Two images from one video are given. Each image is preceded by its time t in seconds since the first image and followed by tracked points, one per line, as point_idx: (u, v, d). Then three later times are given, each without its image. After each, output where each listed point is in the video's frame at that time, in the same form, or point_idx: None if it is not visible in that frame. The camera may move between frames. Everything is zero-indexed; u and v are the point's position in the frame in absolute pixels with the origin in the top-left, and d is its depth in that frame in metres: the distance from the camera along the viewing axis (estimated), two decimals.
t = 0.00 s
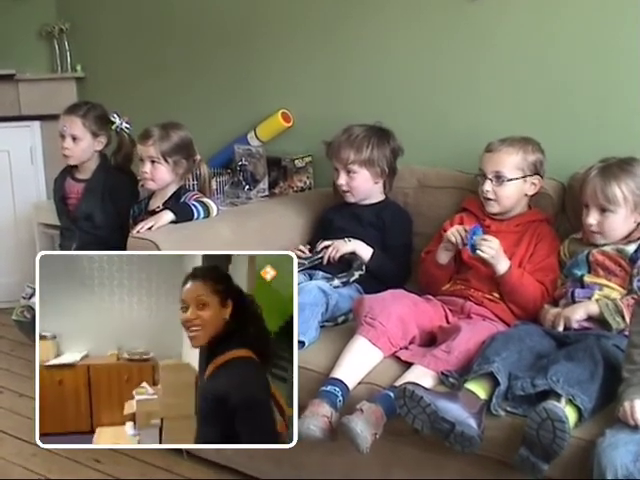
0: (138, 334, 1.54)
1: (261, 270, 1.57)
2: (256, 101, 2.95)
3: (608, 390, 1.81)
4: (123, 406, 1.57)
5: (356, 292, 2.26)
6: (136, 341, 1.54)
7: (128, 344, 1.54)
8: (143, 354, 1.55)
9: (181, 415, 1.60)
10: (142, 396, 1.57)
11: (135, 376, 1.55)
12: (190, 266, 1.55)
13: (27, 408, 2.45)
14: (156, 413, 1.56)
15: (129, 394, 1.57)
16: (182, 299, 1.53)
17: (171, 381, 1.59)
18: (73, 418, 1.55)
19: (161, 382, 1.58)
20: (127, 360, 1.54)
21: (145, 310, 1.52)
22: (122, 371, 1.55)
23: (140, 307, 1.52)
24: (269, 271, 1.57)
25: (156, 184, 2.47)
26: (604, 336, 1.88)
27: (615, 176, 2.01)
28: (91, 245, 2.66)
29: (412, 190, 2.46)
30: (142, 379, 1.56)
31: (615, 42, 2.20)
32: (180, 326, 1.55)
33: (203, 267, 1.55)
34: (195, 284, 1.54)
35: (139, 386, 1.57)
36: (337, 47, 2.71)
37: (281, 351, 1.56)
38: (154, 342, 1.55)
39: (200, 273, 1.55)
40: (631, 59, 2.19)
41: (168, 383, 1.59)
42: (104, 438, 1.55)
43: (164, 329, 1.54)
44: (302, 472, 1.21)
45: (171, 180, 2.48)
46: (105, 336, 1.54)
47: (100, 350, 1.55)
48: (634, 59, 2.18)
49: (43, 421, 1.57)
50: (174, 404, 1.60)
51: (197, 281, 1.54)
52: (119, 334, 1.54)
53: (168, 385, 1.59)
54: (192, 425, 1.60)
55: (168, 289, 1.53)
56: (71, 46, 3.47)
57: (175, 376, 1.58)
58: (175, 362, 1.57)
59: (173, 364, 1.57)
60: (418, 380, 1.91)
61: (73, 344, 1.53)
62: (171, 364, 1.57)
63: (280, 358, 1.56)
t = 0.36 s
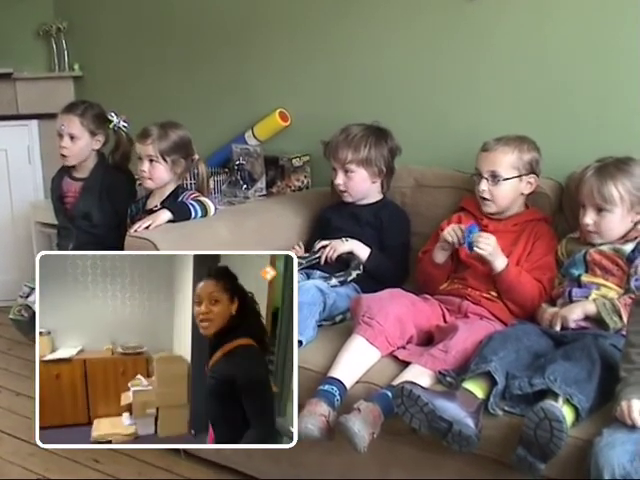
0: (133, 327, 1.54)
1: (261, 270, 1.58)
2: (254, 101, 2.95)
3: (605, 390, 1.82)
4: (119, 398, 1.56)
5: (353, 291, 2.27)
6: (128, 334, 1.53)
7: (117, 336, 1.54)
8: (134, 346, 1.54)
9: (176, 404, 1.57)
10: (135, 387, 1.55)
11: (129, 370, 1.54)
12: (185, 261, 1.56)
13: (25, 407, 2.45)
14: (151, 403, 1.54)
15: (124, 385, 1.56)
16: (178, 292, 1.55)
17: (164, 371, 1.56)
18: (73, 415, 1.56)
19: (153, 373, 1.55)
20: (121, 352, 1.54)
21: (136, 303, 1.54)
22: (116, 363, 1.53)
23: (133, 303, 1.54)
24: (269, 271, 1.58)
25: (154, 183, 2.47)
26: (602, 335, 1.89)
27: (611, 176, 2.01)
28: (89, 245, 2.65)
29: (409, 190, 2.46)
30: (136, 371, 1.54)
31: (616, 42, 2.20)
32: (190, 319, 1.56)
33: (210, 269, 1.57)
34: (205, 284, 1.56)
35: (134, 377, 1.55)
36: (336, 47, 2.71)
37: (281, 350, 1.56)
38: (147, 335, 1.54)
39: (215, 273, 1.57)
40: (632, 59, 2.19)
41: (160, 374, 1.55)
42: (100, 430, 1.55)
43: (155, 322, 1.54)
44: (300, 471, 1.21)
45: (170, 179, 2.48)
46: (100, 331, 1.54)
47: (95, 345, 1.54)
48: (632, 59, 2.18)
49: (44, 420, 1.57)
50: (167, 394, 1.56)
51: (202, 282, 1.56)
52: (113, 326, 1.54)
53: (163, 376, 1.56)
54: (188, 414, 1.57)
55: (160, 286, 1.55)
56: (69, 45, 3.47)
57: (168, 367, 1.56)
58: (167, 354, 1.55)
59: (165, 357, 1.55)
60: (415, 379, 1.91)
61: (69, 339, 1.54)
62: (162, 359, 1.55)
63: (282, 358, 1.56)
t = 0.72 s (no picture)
0: (125, 327, 1.42)
1: (261, 270, 1.47)
2: (251, 102, 2.95)
3: (602, 391, 1.83)
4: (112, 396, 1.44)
5: (350, 293, 2.27)
6: (119, 334, 1.42)
7: (108, 336, 1.42)
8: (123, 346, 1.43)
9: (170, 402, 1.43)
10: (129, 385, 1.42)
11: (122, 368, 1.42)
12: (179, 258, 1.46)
13: (21, 409, 2.44)
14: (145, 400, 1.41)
15: (117, 383, 1.43)
16: (171, 289, 1.43)
17: (158, 368, 1.43)
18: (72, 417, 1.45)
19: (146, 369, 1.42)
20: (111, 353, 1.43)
21: (129, 301, 1.42)
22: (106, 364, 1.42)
23: (124, 303, 1.42)
24: (269, 271, 1.47)
25: (151, 184, 2.48)
26: (597, 337, 1.90)
27: (607, 178, 2.02)
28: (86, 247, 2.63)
29: (406, 192, 2.46)
30: (128, 369, 1.42)
31: (613, 45, 2.21)
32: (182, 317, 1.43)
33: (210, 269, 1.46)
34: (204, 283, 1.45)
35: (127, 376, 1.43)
36: (333, 49, 2.71)
37: (280, 343, 1.47)
38: (138, 334, 1.42)
39: (217, 276, 1.46)
40: (630, 62, 2.19)
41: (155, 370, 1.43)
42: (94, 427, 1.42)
43: (146, 320, 1.42)
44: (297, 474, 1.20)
45: (166, 181, 2.48)
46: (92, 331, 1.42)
47: (86, 345, 1.43)
48: (628, 61, 2.19)
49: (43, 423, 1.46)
50: (161, 391, 1.42)
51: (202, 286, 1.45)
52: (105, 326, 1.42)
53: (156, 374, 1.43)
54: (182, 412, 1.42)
55: (153, 283, 1.43)
56: (65, 46, 3.46)
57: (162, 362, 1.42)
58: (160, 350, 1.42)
59: (157, 356, 1.43)
60: (412, 381, 1.94)
61: (60, 341, 1.44)
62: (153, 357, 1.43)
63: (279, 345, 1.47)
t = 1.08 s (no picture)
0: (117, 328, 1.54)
1: (261, 270, 1.57)
2: (243, 102, 2.94)
3: (593, 392, 1.83)
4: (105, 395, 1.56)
5: (342, 294, 2.27)
6: (111, 334, 1.54)
7: (99, 338, 1.54)
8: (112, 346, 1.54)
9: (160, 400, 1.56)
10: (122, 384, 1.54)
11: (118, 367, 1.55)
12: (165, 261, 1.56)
13: (11, 411, 2.43)
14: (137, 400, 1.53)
15: (110, 384, 1.56)
16: (161, 290, 1.55)
17: (150, 370, 1.55)
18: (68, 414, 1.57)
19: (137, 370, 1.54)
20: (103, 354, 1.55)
21: (120, 303, 1.54)
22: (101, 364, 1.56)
23: (114, 305, 1.54)
24: (269, 271, 1.57)
25: (143, 185, 2.47)
26: (588, 338, 1.91)
27: (597, 179, 2.02)
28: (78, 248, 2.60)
29: (398, 193, 2.46)
30: (120, 370, 1.54)
31: (604, 46, 2.21)
32: (170, 315, 1.55)
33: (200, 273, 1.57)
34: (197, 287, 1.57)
35: (119, 376, 1.54)
36: (325, 49, 2.71)
37: (267, 343, 1.55)
38: (130, 335, 1.54)
39: (210, 279, 1.57)
40: (620, 63, 2.20)
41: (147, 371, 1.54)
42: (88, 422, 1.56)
43: (137, 321, 1.54)
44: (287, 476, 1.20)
45: (158, 182, 2.48)
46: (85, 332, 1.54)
47: (79, 345, 1.55)
48: (619, 62, 2.20)
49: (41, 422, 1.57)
50: (151, 390, 1.54)
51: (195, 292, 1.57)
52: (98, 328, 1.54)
53: (147, 374, 1.55)
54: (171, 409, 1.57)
55: (144, 289, 1.54)
56: (56, 46, 3.46)
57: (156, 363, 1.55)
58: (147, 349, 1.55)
59: (147, 356, 1.55)
60: (403, 382, 1.94)
61: (53, 342, 1.56)
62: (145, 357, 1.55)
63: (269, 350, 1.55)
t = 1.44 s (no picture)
0: (115, 336, 1.55)
1: (261, 271, 1.52)
2: (234, 99, 2.93)
3: (582, 389, 1.84)
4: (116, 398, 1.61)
5: (333, 291, 2.28)
6: (116, 329, 1.55)
7: (96, 346, 1.57)
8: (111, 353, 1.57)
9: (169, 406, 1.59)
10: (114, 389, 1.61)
11: (105, 376, 1.59)
12: (167, 261, 1.56)
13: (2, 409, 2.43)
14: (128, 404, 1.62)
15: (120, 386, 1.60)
16: (163, 290, 1.54)
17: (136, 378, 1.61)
18: (66, 421, 1.58)
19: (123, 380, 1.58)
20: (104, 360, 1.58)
21: (112, 309, 1.54)
22: (94, 373, 1.60)
23: (117, 302, 1.54)
24: (269, 271, 1.52)
25: (136, 183, 2.46)
26: (577, 335, 1.92)
27: (587, 176, 2.03)
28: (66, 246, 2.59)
29: (388, 190, 2.46)
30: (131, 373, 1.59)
31: (594, 44, 2.22)
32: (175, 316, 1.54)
33: (191, 279, 1.54)
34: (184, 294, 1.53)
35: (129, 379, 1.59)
36: (316, 46, 2.70)
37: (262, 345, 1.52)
38: (135, 333, 1.54)
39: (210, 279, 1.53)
40: (610, 61, 2.20)
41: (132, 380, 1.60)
42: (77, 433, 1.59)
43: (140, 319, 1.53)
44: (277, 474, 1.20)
45: (151, 179, 2.47)
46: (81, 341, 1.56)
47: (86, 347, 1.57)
48: (610, 59, 2.20)
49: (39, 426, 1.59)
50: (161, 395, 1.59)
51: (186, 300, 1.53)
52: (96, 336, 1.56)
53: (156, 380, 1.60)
54: (167, 423, 1.57)
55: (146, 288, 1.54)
56: (47, 42, 3.44)
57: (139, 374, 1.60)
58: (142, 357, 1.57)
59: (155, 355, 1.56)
60: (393, 379, 1.95)
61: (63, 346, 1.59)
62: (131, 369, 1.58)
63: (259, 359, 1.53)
